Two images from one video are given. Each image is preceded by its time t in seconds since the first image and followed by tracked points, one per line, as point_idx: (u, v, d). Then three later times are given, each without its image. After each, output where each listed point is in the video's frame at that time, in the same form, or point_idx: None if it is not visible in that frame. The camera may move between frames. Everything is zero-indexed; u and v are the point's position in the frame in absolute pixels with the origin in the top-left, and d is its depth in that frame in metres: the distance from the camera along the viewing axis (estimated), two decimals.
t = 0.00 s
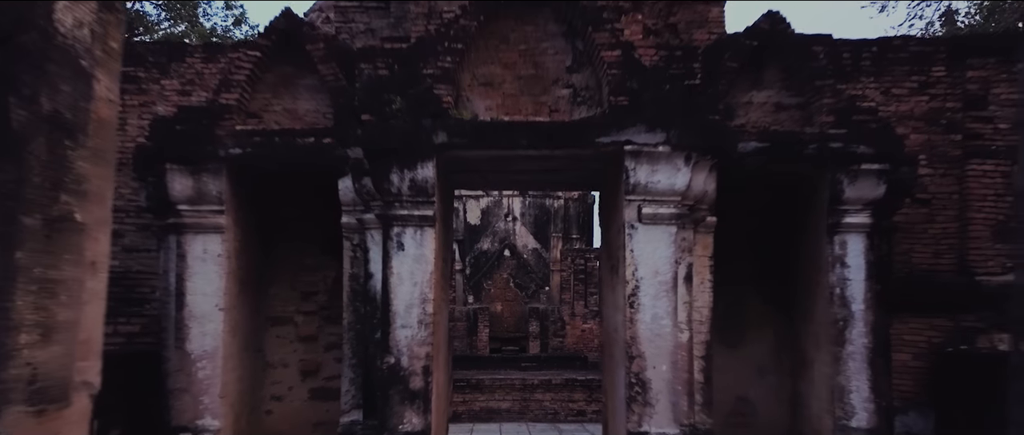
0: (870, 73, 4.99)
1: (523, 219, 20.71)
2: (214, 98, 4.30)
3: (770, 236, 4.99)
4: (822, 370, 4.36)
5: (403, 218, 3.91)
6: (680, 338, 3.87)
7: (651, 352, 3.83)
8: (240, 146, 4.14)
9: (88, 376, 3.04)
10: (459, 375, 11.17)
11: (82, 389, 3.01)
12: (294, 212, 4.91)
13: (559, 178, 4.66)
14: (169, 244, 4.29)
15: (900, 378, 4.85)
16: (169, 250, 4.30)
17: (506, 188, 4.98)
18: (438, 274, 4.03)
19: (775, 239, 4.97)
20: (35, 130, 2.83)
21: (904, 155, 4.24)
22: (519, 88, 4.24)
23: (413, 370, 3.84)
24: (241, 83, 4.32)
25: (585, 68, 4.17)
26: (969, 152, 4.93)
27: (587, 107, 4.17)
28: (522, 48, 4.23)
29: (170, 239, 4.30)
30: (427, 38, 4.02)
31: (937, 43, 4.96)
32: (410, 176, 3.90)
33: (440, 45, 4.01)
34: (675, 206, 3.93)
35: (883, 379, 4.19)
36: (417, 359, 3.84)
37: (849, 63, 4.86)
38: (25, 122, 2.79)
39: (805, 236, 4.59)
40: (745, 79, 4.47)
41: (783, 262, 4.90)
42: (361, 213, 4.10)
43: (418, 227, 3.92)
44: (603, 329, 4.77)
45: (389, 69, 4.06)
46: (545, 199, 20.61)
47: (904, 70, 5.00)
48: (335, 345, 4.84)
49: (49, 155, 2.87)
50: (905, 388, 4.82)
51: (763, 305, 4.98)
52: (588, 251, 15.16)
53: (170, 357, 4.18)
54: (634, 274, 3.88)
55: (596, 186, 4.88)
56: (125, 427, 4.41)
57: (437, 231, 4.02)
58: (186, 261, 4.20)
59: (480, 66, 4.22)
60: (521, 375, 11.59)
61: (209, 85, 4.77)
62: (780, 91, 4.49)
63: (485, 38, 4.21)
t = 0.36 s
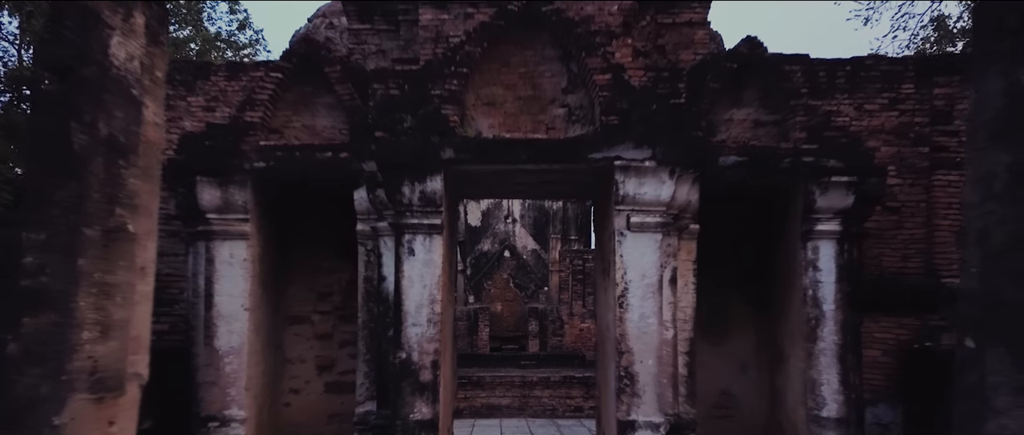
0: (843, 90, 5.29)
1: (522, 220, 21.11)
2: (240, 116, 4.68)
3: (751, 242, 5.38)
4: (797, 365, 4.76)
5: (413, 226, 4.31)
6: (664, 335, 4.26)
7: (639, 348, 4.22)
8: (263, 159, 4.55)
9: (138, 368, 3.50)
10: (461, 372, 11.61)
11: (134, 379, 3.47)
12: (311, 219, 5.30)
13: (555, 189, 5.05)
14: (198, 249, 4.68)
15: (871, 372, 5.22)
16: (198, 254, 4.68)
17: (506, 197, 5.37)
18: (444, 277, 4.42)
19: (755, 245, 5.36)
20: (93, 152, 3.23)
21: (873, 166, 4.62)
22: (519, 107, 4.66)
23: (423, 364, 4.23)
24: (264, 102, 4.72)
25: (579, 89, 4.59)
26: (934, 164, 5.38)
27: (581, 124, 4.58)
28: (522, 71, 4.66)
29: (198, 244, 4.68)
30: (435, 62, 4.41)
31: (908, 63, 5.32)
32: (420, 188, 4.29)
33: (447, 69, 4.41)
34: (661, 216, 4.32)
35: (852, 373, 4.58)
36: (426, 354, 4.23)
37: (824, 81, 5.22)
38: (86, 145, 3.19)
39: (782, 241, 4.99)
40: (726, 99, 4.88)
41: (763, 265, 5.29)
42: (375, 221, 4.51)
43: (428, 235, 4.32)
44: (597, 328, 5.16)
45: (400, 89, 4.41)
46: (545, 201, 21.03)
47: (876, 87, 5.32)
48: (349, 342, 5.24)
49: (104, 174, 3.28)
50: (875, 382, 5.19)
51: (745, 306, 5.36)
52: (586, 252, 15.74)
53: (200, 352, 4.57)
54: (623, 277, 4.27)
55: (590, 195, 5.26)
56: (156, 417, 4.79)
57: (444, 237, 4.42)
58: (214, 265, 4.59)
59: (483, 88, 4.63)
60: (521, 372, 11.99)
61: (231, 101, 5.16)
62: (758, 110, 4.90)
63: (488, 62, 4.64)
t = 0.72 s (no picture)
0: (823, 105, 5.70)
1: (522, 222, 21.50)
2: (261, 131, 5.04)
3: (737, 247, 5.74)
4: (778, 362, 5.12)
5: (422, 233, 4.69)
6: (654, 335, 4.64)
7: (631, 346, 4.59)
8: (283, 171, 4.90)
9: (178, 363, 3.89)
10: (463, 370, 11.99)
11: (174, 374, 3.87)
12: (325, 225, 5.67)
13: (554, 199, 5.41)
14: (222, 255, 5.05)
15: (849, 368, 5.56)
16: (223, 259, 5.07)
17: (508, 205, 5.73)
18: (451, 281, 4.80)
19: (741, 250, 5.72)
20: (139, 170, 3.61)
21: (849, 177, 4.99)
22: (519, 124, 5.03)
23: (431, 360, 4.61)
24: (283, 118, 5.10)
25: (575, 107, 4.98)
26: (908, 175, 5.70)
27: (577, 139, 4.97)
28: (523, 91, 5.04)
29: (223, 250, 5.06)
30: (443, 82, 4.81)
31: (883, 80, 5.70)
32: (430, 199, 4.68)
33: (453, 89, 4.79)
34: (651, 224, 4.69)
35: (829, 369, 4.95)
36: (435, 351, 4.61)
37: (805, 96, 5.65)
38: (132, 164, 3.57)
39: (765, 247, 5.36)
40: (712, 114, 5.32)
41: (748, 269, 5.65)
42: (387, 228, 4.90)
43: (435, 241, 4.70)
44: (592, 328, 5.52)
45: (410, 105, 4.85)
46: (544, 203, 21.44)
47: (853, 102, 5.72)
48: (361, 341, 5.61)
49: (148, 189, 3.66)
50: (853, 378, 5.53)
51: (732, 307, 5.72)
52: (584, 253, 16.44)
53: (225, 350, 4.94)
54: (616, 281, 4.65)
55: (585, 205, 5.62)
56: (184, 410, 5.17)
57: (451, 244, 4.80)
58: (238, 269, 4.97)
59: (487, 106, 5.02)
60: (522, 371, 12.39)
61: (252, 116, 5.53)
62: (742, 124, 5.33)
63: (491, 83, 5.03)
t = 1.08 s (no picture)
0: (807, 117, 6.03)
1: (523, 223, 21.77)
2: (278, 143, 5.37)
3: (726, 251, 6.06)
4: (764, 359, 5.44)
5: (429, 239, 5.01)
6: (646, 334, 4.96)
7: (625, 344, 4.91)
8: (299, 181, 5.20)
9: (207, 361, 4.23)
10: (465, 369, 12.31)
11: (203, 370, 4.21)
12: (337, 230, 5.99)
13: (553, 206, 5.73)
14: (241, 259, 5.37)
15: (831, 366, 5.89)
16: (241, 263, 5.39)
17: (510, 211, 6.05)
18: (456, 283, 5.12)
19: (730, 253, 6.04)
20: (171, 183, 3.95)
21: (830, 185, 5.31)
22: (520, 137, 5.36)
23: (438, 357, 4.93)
24: (299, 130, 5.44)
25: (573, 121, 5.31)
26: (888, 183, 6.01)
27: (574, 152, 5.28)
28: (523, 105, 5.36)
29: (242, 254, 5.38)
30: (448, 98, 5.14)
31: (865, 92, 6.03)
32: (437, 206, 4.99)
33: (458, 105, 5.11)
34: (644, 231, 5.01)
35: (812, 366, 5.27)
36: (441, 349, 4.94)
37: (790, 108, 5.98)
38: (166, 177, 3.91)
39: (752, 251, 5.68)
40: (702, 127, 5.67)
41: (737, 271, 5.97)
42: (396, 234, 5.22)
43: (442, 246, 5.02)
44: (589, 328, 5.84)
45: (417, 118, 5.19)
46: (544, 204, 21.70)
47: (836, 114, 6.05)
48: (371, 340, 5.93)
49: (180, 200, 3.99)
50: (836, 376, 5.86)
51: (722, 308, 6.03)
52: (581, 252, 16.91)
53: (243, 348, 5.26)
54: (611, 284, 4.97)
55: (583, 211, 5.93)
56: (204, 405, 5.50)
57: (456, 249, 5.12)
58: (256, 272, 5.29)
59: (490, 119, 5.35)
60: (522, 369, 12.70)
61: (267, 127, 5.84)
62: (729, 136, 5.69)
63: (494, 98, 5.35)
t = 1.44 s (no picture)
0: (793, 128, 6.38)
1: (523, 225, 22.09)
2: (294, 155, 5.71)
3: (718, 254, 6.39)
4: (751, 357, 5.78)
5: (436, 244, 5.37)
6: (640, 334, 5.30)
7: (620, 344, 5.26)
8: (315, 190, 5.55)
9: (233, 358, 4.58)
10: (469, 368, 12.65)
11: (230, 366, 4.56)
12: (348, 236, 6.33)
13: (553, 213, 6.06)
14: (258, 263, 5.69)
15: (815, 364, 6.17)
16: (258, 267, 5.70)
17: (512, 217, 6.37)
18: (462, 286, 5.48)
19: (721, 256, 6.38)
20: (201, 194, 4.29)
21: (814, 193, 5.66)
22: (522, 149, 5.70)
23: (446, 356, 5.28)
24: (314, 142, 5.79)
25: (571, 134, 5.66)
26: (870, 191, 6.36)
27: (573, 163, 5.63)
28: (524, 119, 5.70)
29: (259, 259, 5.70)
30: (455, 112, 5.49)
31: (848, 105, 6.37)
32: (444, 214, 5.33)
33: (464, 119, 5.45)
34: (637, 237, 5.35)
35: (796, 364, 5.62)
36: (449, 347, 5.29)
37: (777, 120, 6.33)
38: (196, 189, 4.25)
39: (740, 255, 6.01)
40: (693, 139, 6.03)
41: (728, 273, 6.31)
42: (405, 240, 5.57)
43: (449, 251, 5.37)
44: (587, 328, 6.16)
45: (425, 131, 5.53)
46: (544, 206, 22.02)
47: (821, 125, 6.39)
48: (380, 339, 6.26)
49: (209, 210, 4.34)
50: (820, 373, 6.16)
51: (713, 308, 6.36)
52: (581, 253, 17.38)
53: (262, 347, 5.59)
54: (606, 286, 5.32)
55: (581, 217, 6.25)
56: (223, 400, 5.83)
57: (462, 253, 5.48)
58: (274, 275, 5.63)
59: (494, 132, 5.70)
60: (523, 367, 13.03)
61: (282, 138, 6.13)
62: (719, 148, 6.05)
63: (497, 112, 5.70)
